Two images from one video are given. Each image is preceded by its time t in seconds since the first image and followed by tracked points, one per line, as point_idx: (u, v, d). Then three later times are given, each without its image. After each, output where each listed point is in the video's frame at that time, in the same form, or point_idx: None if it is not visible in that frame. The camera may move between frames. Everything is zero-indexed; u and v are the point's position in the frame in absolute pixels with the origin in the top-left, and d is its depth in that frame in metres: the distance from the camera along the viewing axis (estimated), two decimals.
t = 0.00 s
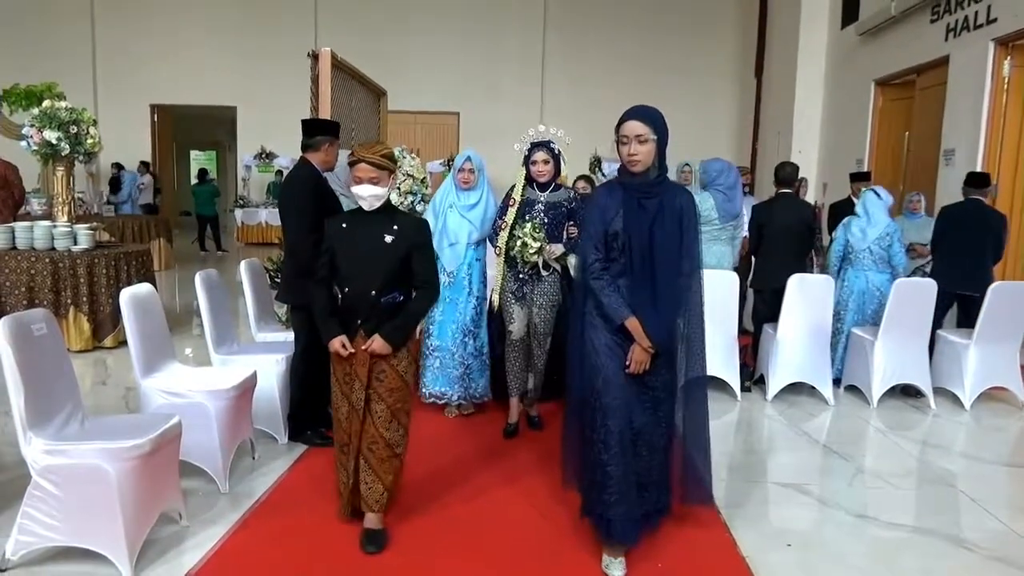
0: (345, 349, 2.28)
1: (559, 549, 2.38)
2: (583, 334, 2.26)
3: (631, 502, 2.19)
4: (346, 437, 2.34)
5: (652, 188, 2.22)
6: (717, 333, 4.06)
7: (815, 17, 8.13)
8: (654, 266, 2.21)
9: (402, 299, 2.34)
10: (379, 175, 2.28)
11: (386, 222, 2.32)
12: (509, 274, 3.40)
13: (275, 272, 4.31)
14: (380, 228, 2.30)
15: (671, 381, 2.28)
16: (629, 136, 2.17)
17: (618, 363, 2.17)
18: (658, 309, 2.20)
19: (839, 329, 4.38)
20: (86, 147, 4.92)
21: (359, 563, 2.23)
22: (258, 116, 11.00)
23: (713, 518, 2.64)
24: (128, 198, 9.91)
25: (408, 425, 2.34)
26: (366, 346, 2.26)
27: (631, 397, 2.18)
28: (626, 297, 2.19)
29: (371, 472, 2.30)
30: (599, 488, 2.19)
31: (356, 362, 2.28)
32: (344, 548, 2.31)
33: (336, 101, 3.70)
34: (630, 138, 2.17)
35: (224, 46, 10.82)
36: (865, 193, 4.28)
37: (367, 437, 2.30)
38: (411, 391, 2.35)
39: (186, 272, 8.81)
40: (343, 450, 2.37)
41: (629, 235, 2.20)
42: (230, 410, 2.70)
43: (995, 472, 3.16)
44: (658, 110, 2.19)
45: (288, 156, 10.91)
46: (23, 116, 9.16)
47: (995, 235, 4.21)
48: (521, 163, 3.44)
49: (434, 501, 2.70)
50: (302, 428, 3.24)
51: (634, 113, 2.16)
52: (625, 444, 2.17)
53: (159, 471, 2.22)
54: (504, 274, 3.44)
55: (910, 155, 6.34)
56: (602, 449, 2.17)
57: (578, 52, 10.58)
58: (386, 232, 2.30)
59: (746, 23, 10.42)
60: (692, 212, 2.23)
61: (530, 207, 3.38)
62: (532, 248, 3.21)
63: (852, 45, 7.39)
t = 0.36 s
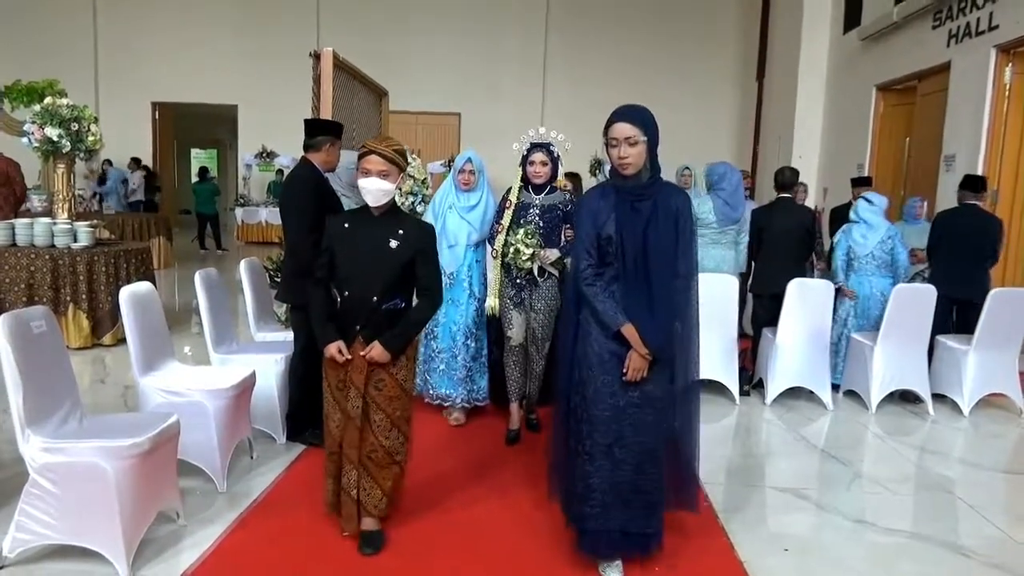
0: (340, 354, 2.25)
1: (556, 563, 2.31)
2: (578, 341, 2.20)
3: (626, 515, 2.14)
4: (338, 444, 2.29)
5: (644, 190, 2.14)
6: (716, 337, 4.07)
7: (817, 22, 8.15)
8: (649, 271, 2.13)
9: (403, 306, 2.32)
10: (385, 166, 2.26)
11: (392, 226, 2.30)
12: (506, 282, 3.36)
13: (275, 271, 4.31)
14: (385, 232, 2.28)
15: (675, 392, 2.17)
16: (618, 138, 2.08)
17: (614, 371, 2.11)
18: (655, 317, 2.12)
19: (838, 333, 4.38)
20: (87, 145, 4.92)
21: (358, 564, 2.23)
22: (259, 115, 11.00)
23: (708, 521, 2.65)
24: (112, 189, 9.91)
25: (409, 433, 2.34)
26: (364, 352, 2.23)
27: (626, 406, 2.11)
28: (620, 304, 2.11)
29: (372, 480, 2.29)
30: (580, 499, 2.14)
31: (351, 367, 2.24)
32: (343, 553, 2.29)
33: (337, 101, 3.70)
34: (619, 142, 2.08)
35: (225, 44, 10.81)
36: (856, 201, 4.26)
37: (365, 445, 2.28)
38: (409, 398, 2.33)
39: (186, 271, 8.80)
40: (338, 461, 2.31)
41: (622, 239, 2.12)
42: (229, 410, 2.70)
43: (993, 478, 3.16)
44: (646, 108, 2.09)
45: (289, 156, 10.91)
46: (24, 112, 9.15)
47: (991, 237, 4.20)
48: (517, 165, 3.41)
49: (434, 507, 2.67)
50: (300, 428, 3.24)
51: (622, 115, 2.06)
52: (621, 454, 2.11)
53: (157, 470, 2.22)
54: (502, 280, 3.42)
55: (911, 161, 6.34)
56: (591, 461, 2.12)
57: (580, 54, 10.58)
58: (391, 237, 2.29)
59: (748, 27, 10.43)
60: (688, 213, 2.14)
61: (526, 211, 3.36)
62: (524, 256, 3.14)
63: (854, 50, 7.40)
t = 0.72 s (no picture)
0: (337, 354, 2.21)
1: (556, 568, 2.28)
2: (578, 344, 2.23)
3: (628, 521, 2.11)
4: (331, 448, 2.20)
5: (644, 192, 2.14)
6: (715, 338, 4.07)
7: (818, 25, 8.16)
8: (648, 273, 2.13)
9: (402, 308, 2.29)
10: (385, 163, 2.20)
11: (392, 226, 2.27)
12: (502, 287, 3.34)
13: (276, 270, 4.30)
14: (385, 232, 2.25)
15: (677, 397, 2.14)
16: (617, 142, 2.05)
17: (612, 374, 2.12)
18: (653, 320, 2.11)
19: (839, 336, 4.38)
20: (88, 143, 4.92)
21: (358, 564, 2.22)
22: (260, 114, 11.01)
23: (712, 530, 2.60)
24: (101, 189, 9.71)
25: (407, 435, 2.32)
26: (361, 351, 2.19)
27: (625, 410, 2.09)
28: (618, 306, 2.13)
29: (367, 483, 2.27)
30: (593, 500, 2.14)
31: (349, 366, 2.20)
32: (341, 556, 2.26)
33: (338, 100, 3.69)
34: (619, 145, 2.05)
35: (227, 44, 10.82)
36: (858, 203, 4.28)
37: (363, 448, 2.26)
38: (407, 400, 2.31)
39: (186, 270, 8.80)
40: (327, 463, 2.21)
41: (620, 242, 2.14)
42: (228, 408, 2.70)
43: (991, 481, 3.16)
44: (646, 108, 2.06)
45: (290, 155, 10.92)
46: (25, 110, 9.16)
47: (987, 239, 4.22)
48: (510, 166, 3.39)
49: (436, 509, 2.65)
50: (299, 427, 3.25)
51: (619, 117, 2.03)
52: (621, 458, 2.09)
53: (155, 468, 2.22)
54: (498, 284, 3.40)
55: (911, 164, 6.34)
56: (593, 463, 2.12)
57: (581, 56, 10.59)
58: (390, 237, 2.26)
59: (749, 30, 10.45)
60: (688, 214, 2.12)
61: (520, 213, 3.33)
62: (518, 261, 3.13)
63: (855, 52, 7.40)
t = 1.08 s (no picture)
0: (332, 364, 2.08)
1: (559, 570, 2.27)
2: (584, 346, 2.22)
3: (628, 527, 2.09)
4: (329, 464, 2.08)
5: (653, 193, 2.13)
6: (716, 337, 4.08)
7: (816, 24, 8.18)
8: (654, 275, 2.12)
9: (397, 312, 2.20)
10: (375, 165, 2.13)
11: (382, 229, 2.18)
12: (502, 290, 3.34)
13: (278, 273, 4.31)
14: (376, 235, 2.16)
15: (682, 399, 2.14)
16: (625, 143, 2.04)
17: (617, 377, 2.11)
18: (659, 323, 2.10)
19: (841, 334, 4.39)
20: (89, 148, 4.93)
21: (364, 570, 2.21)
22: (260, 117, 11.02)
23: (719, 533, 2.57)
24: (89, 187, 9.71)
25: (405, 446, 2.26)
26: (357, 360, 2.09)
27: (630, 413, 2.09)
28: (624, 308, 2.11)
29: (368, 497, 2.21)
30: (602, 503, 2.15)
31: (345, 375, 2.10)
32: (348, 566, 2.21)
33: (337, 103, 3.69)
34: (627, 146, 2.04)
35: (225, 47, 10.83)
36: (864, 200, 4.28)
37: (363, 462, 2.18)
38: (405, 410, 2.25)
39: (186, 273, 8.81)
40: (327, 482, 2.09)
41: (627, 243, 2.13)
42: (231, 411, 2.71)
43: (994, 478, 3.16)
44: (654, 108, 2.04)
45: (289, 158, 10.92)
46: (25, 115, 9.17)
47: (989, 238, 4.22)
48: (504, 165, 3.38)
49: (439, 514, 2.63)
50: (303, 429, 3.26)
51: (626, 119, 2.02)
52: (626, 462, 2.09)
53: (159, 472, 2.22)
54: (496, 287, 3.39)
55: (910, 161, 6.35)
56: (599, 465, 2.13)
57: (580, 56, 10.60)
58: (382, 239, 2.17)
59: (748, 29, 10.46)
60: (697, 216, 2.11)
61: (516, 214, 3.31)
62: (518, 261, 3.12)
63: (854, 50, 7.41)
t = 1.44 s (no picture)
0: (318, 373, 2.08)
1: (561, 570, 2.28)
2: (597, 351, 2.15)
3: (639, 541, 2.05)
4: (317, 473, 2.09)
5: (675, 194, 2.05)
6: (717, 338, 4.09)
7: (815, 24, 8.20)
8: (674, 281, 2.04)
9: (386, 318, 2.20)
10: (359, 165, 2.11)
11: (370, 231, 2.17)
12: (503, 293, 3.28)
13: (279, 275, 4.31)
14: (363, 237, 2.14)
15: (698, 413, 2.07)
16: (648, 140, 1.96)
17: (631, 387, 2.05)
18: (677, 333, 2.03)
19: (841, 334, 4.39)
20: (89, 151, 4.93)
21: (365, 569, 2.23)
22: (259, 119, 11.03)
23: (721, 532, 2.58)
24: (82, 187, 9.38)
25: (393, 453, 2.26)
26: (342, 368, 2.09)
27: (643, 426, 2.04)
28: (639, 316, 2.03)
29: (357, 504, 2.21)
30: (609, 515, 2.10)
31: (331, 384, 2.10)
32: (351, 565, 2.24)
33: (338, 105, 3.70)
34: (652, 143, 1.96)
35: (224, 49, 10.84)
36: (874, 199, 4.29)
37: (353, 470, 2.18)
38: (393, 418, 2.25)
39: (186, 276, 8.81)
40: (321, 491, 2.10)
41: (645, 248, 2.04)
42: (235, 414, 2.72)
43: (995, 476, 3.17)
44: (681, 106, 1.97)
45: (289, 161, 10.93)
46: (24, 118, 9.18)
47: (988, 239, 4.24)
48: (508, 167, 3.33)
49: (436, 521, 2.61)
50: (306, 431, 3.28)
51: (653, 114, 1.95)
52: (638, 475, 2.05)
53: (163, 474, 2.22)
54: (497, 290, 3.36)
55: (909, 161, 6.37)
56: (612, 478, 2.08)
57: (578, 57, 10.62)
58: (369, 242, 2.15)
59: (746, 29, 10.49)
60: (719, 221, 2.05)
61: (518, 216, 3.27)
62: (520, 265, 3.07)
63: (852, 50, 7.43)
